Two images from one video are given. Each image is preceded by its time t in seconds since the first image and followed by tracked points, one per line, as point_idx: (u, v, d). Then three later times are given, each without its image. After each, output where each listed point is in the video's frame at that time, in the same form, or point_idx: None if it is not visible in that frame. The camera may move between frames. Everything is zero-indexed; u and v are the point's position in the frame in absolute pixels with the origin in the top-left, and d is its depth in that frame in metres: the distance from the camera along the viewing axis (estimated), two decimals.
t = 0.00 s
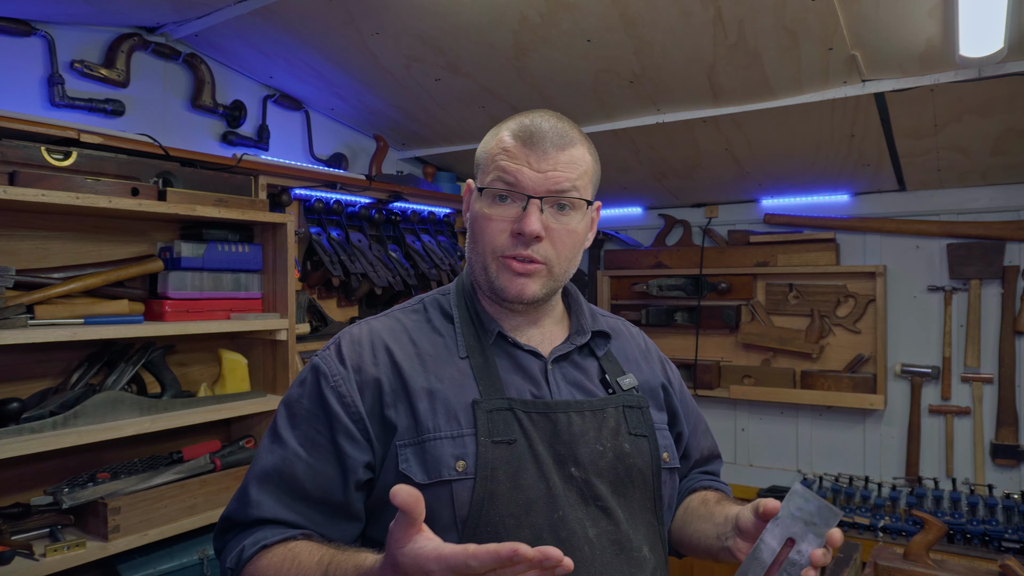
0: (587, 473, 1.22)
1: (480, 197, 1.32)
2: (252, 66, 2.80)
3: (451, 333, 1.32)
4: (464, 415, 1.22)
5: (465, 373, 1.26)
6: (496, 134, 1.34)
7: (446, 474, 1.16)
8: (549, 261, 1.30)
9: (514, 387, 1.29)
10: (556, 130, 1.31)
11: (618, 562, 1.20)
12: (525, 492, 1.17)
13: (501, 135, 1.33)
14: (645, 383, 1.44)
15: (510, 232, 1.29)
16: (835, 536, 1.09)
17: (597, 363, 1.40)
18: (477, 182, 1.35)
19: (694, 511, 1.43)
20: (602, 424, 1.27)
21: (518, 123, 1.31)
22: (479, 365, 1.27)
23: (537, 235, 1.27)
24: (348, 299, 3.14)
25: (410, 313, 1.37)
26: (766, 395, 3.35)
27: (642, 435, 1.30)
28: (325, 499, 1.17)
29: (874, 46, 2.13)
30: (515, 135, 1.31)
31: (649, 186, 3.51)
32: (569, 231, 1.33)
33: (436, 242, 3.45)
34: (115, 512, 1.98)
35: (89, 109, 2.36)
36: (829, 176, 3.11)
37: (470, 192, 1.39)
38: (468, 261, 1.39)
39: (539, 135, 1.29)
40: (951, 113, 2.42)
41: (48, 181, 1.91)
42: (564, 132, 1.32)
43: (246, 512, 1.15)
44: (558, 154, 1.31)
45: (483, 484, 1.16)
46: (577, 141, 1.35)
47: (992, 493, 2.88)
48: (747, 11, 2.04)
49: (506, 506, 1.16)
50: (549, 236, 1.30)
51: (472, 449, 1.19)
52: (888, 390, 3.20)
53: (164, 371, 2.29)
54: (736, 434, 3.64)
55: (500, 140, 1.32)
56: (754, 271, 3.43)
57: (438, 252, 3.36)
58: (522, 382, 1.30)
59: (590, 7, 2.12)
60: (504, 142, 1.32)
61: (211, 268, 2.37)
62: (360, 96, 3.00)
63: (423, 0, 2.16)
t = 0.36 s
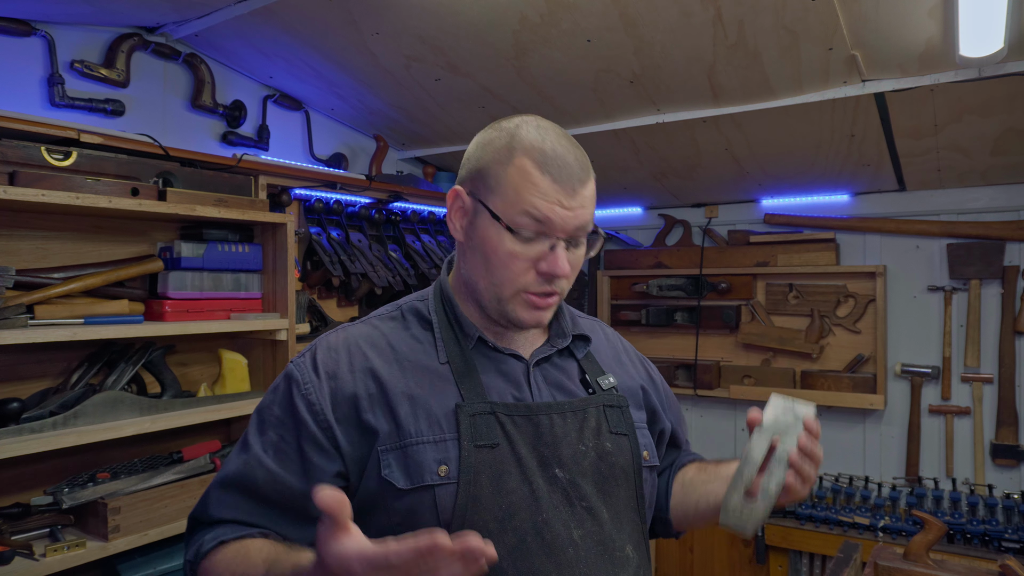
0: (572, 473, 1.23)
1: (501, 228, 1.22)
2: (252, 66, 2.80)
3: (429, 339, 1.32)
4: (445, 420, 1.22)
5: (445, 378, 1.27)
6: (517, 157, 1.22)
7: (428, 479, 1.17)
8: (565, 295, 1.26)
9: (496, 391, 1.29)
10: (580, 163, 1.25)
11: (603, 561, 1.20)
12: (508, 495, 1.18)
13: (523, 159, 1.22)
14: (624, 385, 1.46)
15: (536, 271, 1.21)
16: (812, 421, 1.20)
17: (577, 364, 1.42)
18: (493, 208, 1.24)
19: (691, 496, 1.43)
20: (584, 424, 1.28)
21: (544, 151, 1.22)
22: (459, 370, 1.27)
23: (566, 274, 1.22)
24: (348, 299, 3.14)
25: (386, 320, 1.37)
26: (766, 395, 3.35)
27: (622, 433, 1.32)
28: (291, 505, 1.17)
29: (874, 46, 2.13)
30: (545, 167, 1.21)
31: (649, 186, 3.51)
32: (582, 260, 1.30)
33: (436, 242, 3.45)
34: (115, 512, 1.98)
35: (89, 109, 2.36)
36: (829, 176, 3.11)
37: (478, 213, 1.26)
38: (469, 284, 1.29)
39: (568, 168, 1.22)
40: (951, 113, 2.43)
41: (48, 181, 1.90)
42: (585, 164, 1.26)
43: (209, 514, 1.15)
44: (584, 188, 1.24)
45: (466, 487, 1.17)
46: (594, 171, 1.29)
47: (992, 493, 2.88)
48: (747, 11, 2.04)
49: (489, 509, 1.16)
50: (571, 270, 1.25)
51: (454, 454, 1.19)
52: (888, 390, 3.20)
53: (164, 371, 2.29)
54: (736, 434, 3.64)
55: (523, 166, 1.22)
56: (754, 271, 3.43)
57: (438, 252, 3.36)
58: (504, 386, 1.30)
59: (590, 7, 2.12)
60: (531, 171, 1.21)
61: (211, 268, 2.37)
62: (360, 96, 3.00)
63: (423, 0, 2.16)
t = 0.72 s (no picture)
0: (575, 474, 1.27)
1: (518, 262, 1.28)
2: (252, 66, 2.80)
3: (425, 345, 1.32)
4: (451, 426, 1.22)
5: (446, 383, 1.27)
6: (537, 189, 1.28)
7: (439, 487, 1.15)
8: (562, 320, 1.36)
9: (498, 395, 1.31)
10: (596, 199, 1.32)
11: (606, 561, 1.23)
12: (517, 501, 1.19)
13: (542, 193, 1.28)
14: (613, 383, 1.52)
15: (543, 299, 1.29)
16: (795, 350, 1.36)
17: (570, 363, 1.47)
18: (507, 234, 1.29)
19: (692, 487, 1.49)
20: (583, 423, 1.32)
21: (565, 192, 1.28)
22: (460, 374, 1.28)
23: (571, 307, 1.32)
24: (348, 299, 3.14)
25: (376, 325, 1.37)
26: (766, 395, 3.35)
27: (618, 430, 1.37)
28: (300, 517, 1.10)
29: (874, 46, 2.13)
30: (564, 204, 1.28)
31: (649, 186, 3.52)
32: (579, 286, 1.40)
33: (436, 242, 3.45)
34: (115, 512, 1.98)
35: (89, 109, 2.36)
36: (829, 176, 3.11)
37: (491, 236, 1.31)
38: (470, 299, 1.34)
39: (587, 212, 1.29)
40: (951, 113, 2.42)
41: (48, 181, 1.91)
42: (601, 200, 1.34)
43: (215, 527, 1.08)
44: (597, 225, 1.32)
45: (477, 494, 1.16)
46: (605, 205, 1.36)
47: (992, 493, 2.88)
48: (747, 11, 2.04)
49: (499, 516, 1.16)
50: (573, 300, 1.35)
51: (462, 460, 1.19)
52: (888, 391, 3.20)
53: (164, 371, 2.29)
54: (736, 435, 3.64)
55: (545, 204, 1.27)
56: (754, 271, 3.43)
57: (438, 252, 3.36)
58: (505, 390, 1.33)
59: (590, 7, 2.12)
60: (551, 205, 1.27)
61: (211, 268, 2.37)
62: (360, 96, 3.00)
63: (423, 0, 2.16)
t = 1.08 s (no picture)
0: (601, 474, 1.28)
1: (569, 270, 1.25)
2: (252, 66, 2.80)
3: (450, 349, 1.29)
4: (486, 431, 1.21)
5: (475, 388, 1.25)
6: (580, 195, 1.25)
7: (478, 495, 1.16)
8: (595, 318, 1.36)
9: (525, 398, 1.30)
10: (631, 202, 1.31)
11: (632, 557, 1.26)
12: (551, 503, 1.20)
13: (587, 200, 1.25)
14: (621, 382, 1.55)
15: (586, 303, 1.28)
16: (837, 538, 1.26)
17: (583, 364, 1.49)
18: (551, 242, 1.25)
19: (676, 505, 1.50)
20: (604, 422, 1.33)
21: (610, 196, 1.27)
22: (487, 379, 1.26)
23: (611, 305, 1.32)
24: (348, 299, 3.14)
25: (396, 327, 1.32)
26: (766, 395, 3.35)
27: (634, 427, 1.38)
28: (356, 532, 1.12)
29: (874, 46, 2.13)
30: (609, 211, 1.26)
31: (649, 186, 3.52)
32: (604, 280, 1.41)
33: (436, 242, 3.45)
34: (115, 512, 1.98)
35: (89, 109, 2.36)
36: (829, 176, 3.11)
37: (532, 244, 1.26)
38: (506, 306, 1.29)
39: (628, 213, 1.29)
40: (951, 113, 2.43)
41: (48, 180, 1.91)
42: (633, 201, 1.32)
43: (275, 555, 1.07)
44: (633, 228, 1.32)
45: (515, 500, 1.17)
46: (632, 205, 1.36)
47: (992, 493, 2.88)
48: (747, 11, 2.04)
49: (536, 519, 1.18)
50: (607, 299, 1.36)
51: (500, 467, 1.19)
52: (888, 390, 3.20)
53: (164, 371, 2.29)
54: (736, 435, 3.64)
55: (592, 210, 1.25)
56: (754, 271, 3.43)
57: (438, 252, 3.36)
58: (531, 392, 1.32)
59: (590, 7, 2.12)
60: (597, 212, 1.25)
61: (211, 268, 2.37)
62: (360, 96, 3.00)
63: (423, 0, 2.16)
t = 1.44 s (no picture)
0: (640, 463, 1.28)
1: (543, 204, 1.18)
2: (252, 66, 2.80)
3: (493, 337, 1.24)
4: (535, 418, 1.17)
5: (522, 376, 1.21)
6: (563, 139, 1.22)
7: (534, 481, 1.11)
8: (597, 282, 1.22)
9: (567, 387, 1.29)
10: (623, 151, 1.23)
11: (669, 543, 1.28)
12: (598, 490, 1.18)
13: (568, 142, 1.21)
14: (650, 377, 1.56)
15: (571, 247, 1.17)
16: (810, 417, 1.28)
17: (615, 357, 1.48)
18: (533, 183, 1.21)
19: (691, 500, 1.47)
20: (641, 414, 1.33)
21: (587, 135, 1.21)
22: (532, 367, 1.23)
23: (601, 256, 1.18)
24: (348, 299, 3.14)
25: (441, 315, 1.25)
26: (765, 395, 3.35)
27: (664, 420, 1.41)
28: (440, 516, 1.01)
29: (874, 46, 2.13)
30: (590, 151, 1.20)
31: (649, 186, 3.52)
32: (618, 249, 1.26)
33: (436, 242, 3.46)
34: (115, 512, 1.98)
35: (89, 109, 2.36)
36: (829, 175, 3.11)
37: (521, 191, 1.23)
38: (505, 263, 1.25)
39: (609, 151, 1.20)
40: (951, 113, 2.43)
41: (48, 181, 1.91)
42: (627, 154, 1.24)
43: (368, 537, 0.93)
44: (623, 177, 1.22)
45: (566, 486, 1.15)
46: (635, 165, 1.27)
47: (992, 493, 2.88)
48: (747, 11, 2.04)
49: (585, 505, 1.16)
50: (606, 256, 1.22)
51: (551, 453, 1.15)
52: (887, 390, 3.21)
53: (164, 371, 2.29)
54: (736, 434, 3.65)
55: (569, 148, 1.21)
56: (753, 271, 3.43)
57: (438, 252, 3.37)
58: (570, 382, 1.31)
59: (590, 7, 2.12)
60: (576, 152, 1.20)
61: (211, 268, 2.38)
62: (360, 95, 3.00)
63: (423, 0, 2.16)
